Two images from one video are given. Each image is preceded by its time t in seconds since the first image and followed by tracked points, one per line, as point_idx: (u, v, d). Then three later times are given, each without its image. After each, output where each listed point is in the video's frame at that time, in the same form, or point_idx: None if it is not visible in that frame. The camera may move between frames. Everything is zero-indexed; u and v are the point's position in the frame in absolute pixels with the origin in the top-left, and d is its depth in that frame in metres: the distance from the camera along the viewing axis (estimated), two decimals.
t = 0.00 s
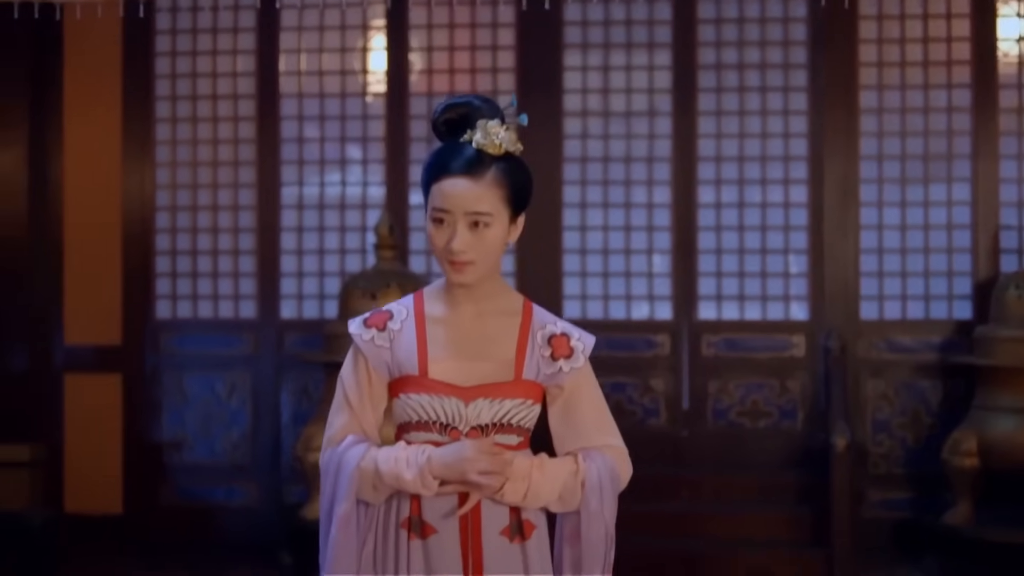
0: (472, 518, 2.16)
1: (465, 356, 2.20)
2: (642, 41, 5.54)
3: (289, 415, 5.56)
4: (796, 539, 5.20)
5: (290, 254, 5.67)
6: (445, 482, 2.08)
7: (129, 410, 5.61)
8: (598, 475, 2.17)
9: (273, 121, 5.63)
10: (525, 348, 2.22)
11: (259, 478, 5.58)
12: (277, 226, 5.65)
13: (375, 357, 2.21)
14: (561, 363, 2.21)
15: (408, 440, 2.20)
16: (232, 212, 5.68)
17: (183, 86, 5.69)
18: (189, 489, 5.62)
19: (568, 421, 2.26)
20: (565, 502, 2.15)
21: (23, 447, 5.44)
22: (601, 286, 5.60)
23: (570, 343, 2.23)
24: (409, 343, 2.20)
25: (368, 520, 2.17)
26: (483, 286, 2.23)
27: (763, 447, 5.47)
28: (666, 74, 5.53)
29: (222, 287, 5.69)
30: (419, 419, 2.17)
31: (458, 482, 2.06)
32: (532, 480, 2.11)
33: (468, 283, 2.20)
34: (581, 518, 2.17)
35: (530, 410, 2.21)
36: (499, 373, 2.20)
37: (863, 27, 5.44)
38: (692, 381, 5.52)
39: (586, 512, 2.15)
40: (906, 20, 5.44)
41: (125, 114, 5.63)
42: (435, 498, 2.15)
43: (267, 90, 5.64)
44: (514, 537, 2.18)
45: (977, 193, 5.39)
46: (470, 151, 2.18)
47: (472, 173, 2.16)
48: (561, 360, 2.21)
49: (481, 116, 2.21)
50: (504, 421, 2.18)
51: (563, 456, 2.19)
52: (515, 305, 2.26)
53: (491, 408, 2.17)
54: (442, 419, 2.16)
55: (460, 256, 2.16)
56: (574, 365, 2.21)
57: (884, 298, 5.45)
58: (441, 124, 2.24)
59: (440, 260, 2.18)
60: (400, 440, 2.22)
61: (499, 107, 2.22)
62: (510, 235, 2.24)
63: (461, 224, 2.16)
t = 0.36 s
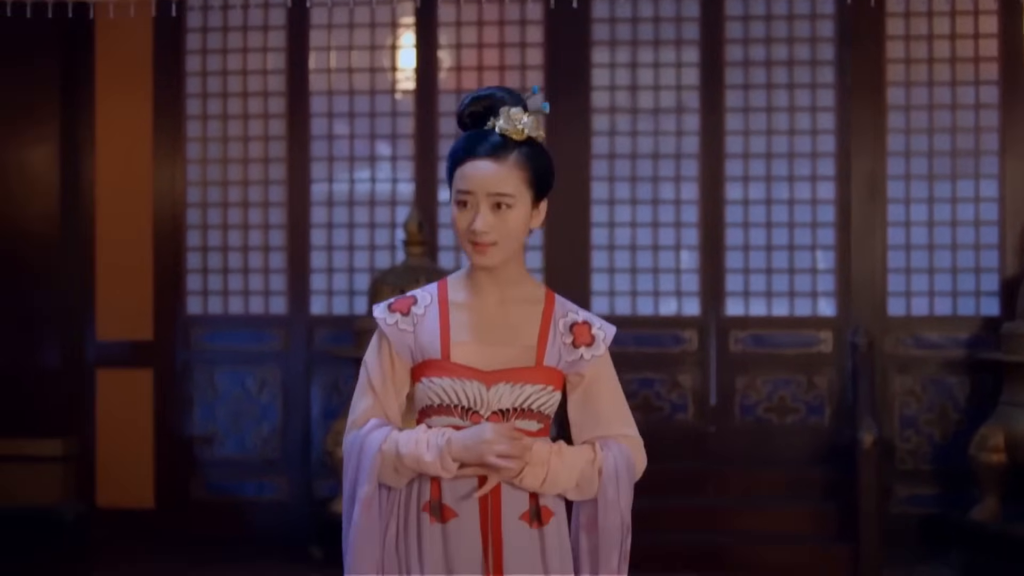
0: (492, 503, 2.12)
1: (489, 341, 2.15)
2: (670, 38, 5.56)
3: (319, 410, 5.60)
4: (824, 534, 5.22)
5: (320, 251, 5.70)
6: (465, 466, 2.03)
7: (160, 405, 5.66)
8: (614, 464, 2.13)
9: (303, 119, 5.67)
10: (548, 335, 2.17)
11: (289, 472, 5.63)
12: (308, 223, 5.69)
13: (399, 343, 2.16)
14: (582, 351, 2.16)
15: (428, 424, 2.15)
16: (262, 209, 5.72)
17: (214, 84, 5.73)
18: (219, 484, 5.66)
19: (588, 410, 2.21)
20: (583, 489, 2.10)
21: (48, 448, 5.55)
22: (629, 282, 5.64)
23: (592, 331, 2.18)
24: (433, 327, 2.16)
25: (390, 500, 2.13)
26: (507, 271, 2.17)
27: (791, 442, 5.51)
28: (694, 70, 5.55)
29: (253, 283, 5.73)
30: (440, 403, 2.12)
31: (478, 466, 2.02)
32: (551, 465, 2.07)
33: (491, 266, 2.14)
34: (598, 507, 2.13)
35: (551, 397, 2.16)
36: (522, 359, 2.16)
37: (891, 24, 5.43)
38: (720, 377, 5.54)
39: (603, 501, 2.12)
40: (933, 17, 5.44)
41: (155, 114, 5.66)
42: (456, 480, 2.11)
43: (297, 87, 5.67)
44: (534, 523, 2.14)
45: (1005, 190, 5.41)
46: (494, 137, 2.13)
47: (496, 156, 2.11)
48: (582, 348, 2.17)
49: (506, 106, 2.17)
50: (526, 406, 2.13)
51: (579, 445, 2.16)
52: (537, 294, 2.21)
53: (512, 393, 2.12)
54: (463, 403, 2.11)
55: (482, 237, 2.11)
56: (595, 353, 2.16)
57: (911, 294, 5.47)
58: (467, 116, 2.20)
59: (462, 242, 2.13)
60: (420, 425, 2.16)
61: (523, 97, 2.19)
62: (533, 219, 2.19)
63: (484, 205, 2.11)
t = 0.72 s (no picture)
0: (510, 502, 2.11)
1: (514, 344, 2.15)
2: (702, 38, 5.58)
3: (352, 408, 5.66)
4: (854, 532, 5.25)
5: (353, 250, 5.74)
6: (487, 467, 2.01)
7: (195, 403, 5.71)
8: (636, 469, 2.12)
9: (337, 119, 5.71)
10: (572, 341, 2.16)
11: (322, 470, 5.68)
12: (341, 223, 5.73)
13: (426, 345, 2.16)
14: (607, 355, 2.15)
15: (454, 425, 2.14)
16: (296, 208, 5.76)
17: (247, 84, 5.75)
18: (253, 480, 5.72)
19: (613, 415, 2.19)
20: (604, 492, 2.09)
21: (83, 444, 5.68)
22: (661, 281, 5.66)
23: (617, 337, 2.17)
24: (460, 329, 2.16)
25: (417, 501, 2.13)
26: (535, 275, 2.17)
27: (822, 441, 5.53)
28: (725, 70, 5.57)
29: (287, 281, 5.77)
30: (466, 404, 2.12)
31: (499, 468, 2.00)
32: (573, 468, 2.05)
33: (515, 270, 2.15)
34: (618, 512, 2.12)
35: (575, 401, 2.14)
36: (547, 362, 2.15)
37: (921, 24, 5.46)
38: (751, 376, 5.58)
39: (624, 506, 2.12)
40: (964, 16, 5.45)
41: (189, 115, 5.69)
42: (479, 478, 2.10)
43: (331, 87, 5.71)
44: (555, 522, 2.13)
45: None
46: (520, 141, 2.15)
47: (522, 159, 2.13)
48: (607, 353, 2.15)
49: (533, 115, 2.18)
50: (550, 409, 2.12)
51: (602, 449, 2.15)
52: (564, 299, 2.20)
53: (536, 396, 2.12)
54: (487, 404, 2.11)
55: (505, 239, 2.12)
56: (620, 358, 2.15)
57: (942, 293, 5.49)
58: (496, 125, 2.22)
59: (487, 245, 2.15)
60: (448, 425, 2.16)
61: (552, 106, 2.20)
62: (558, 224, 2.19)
63: (508, 207, 2.12)
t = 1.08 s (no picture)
0: (509, 502, 2.00)
1: (520, 334, 2.04)
2: (732, 33, 5.61)
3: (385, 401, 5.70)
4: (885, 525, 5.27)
5: (386, 244, 5.78)
6: (493, 458, 1.92)
7: (230, 396, 5.78)
8: (646, 456, 2.00)
9: (370, 115, 5.74)
10: (579, 328, 2.04)
11: (356, 463, 5.72)
12: (374, 219, 5.77)
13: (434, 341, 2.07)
14: (614, 343, 2.02)
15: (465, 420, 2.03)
16: (329, 204, 5.80)
17: (281, 80, 5.80)
18: (287, 473, 5.77)
19: (625, 405, 2.06)
20: (615, 483, 1.97)
21: (116, 437, 5.70)
22: (692, 275, 5.68)
23: (625, 324, 2.04)
24: (467, 323, 2.06)
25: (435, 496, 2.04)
26: (542, 264, 2.05)
27: (852, 433, 5.56)
28: (756, 65, 5.59)
29: (320, 275, 5.82)
30: (473, 397, 2.01)
31: (505, 458, 1.91)
32: (581, 458, 1.92)
33: (522, 261, 2.03)
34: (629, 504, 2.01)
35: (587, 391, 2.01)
36: (554, 352, 2.02)
37: (952, 19, 5.47)
38: (782, 369, 5.61)
39: (635, 496, 2.00)
40: (995, 12, 5.47)
41: (225, 116, 5.76)
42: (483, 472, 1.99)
43: (364, 82, 5.75)
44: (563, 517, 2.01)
45: None
46: (530, 131, 2.04)
47: (530, 148, 2.01)
48: (614, 340, 2.03)
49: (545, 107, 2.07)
50: (559, 399, 1.99)
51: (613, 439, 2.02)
52: (573, 288, 2.09)
53: (542, 385, 2.00)
54: (494, 396, 2.00)
55: (511, 227, 2.00)
56: (628, 345, 2.02)
57: (973, 288, 5.50)
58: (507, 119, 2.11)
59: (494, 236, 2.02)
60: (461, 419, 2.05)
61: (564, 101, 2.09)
62: (567, 217, 2.07)
63: (514, 196, 2.00)
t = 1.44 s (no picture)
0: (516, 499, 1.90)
1: (520, 327, 1.95)
2: (771, 33, 5.63)
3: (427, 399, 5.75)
4: (923, 523, 5.29)
5: (428, 243, 5.82)
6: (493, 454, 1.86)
7: (273, 394, 5.84)
8: (649, 448, 1.88)
9: (411, 114, 5.78)
10: (579, 320, 1.94)
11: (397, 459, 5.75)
12: (416, 219, 5.81)
13: (435, 338, 2.01)
14: (615, 332, 1.92)
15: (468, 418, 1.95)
16: (371, 203, 5.86)
17: (324, 80, 5.86)
18: (330, 470, 5.81)
19: (628, 399, 1.94)
20: (618, 478, 1.87)
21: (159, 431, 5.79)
22: (731, 274, 5.71)
23: (626, 314, 1.94)
24: (467, 317, 1.99)
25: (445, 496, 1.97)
26: (546, 254, 1.97)
27: (891, 432, 5.57)
28: (795, 65, 5.62)
29: (363, 274, 5.88)
30: (474, 394, 1.93)
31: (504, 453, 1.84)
32: (581, 451, 1.84)
33: (531, 252, 1.95)
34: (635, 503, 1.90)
35: (590, 384, 1.91)
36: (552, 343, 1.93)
37: (990, 19, 5.48)
38: (821, 368, 5.63)
39: (640, 491, 1.89)
40: None
41: (268, 113, 5.82)
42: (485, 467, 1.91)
43: (405, 82, 5.79)
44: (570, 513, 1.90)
45: None
46: (534, 122, 1.97)
47: (537, 138, 1.94)
48: (615, 329, 1.92)
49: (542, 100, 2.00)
50: (558, 390, 1.89)
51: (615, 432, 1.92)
52: (579, 279, 2.00)
53: (539, 377, 1.90)
54: (493, 392, 1.91)
55: (524, 218, 1.92)
56: (629, 335, 1.91)
57: (1011, 286, 5.51)
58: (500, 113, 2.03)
59: (504, 230, 1.94)
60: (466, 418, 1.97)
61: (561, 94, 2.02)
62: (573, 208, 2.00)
63: (526, 187, 1.92)
